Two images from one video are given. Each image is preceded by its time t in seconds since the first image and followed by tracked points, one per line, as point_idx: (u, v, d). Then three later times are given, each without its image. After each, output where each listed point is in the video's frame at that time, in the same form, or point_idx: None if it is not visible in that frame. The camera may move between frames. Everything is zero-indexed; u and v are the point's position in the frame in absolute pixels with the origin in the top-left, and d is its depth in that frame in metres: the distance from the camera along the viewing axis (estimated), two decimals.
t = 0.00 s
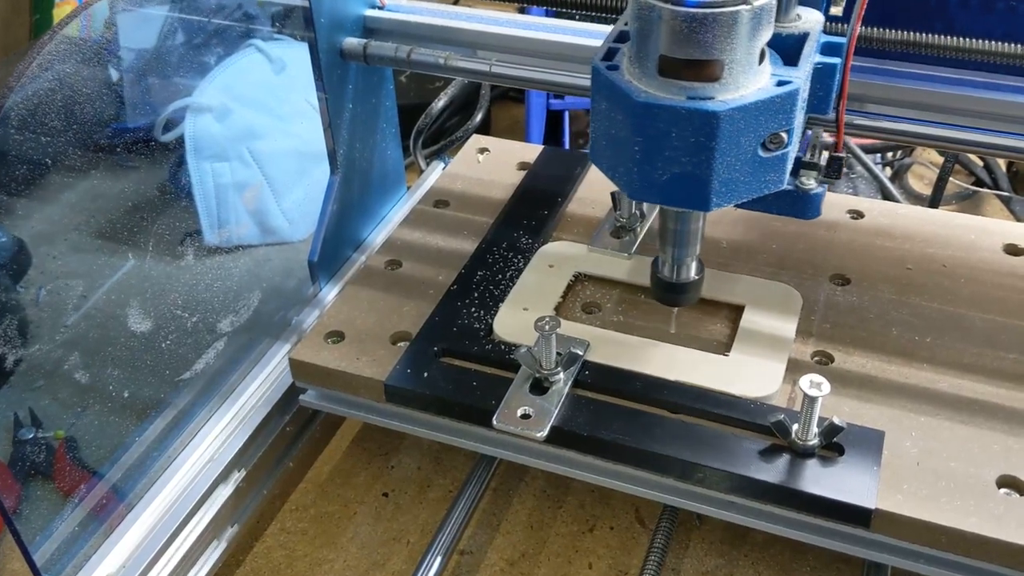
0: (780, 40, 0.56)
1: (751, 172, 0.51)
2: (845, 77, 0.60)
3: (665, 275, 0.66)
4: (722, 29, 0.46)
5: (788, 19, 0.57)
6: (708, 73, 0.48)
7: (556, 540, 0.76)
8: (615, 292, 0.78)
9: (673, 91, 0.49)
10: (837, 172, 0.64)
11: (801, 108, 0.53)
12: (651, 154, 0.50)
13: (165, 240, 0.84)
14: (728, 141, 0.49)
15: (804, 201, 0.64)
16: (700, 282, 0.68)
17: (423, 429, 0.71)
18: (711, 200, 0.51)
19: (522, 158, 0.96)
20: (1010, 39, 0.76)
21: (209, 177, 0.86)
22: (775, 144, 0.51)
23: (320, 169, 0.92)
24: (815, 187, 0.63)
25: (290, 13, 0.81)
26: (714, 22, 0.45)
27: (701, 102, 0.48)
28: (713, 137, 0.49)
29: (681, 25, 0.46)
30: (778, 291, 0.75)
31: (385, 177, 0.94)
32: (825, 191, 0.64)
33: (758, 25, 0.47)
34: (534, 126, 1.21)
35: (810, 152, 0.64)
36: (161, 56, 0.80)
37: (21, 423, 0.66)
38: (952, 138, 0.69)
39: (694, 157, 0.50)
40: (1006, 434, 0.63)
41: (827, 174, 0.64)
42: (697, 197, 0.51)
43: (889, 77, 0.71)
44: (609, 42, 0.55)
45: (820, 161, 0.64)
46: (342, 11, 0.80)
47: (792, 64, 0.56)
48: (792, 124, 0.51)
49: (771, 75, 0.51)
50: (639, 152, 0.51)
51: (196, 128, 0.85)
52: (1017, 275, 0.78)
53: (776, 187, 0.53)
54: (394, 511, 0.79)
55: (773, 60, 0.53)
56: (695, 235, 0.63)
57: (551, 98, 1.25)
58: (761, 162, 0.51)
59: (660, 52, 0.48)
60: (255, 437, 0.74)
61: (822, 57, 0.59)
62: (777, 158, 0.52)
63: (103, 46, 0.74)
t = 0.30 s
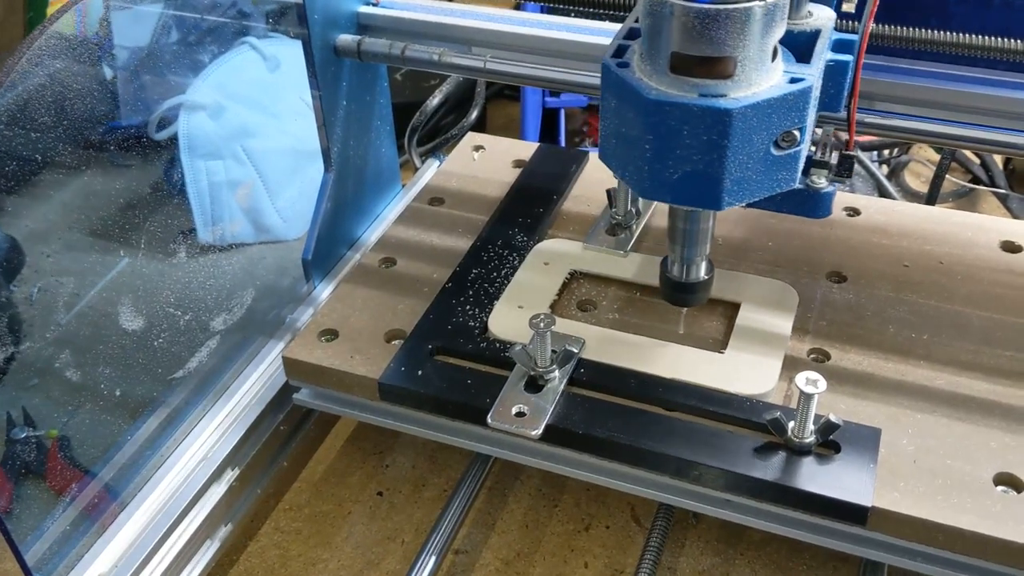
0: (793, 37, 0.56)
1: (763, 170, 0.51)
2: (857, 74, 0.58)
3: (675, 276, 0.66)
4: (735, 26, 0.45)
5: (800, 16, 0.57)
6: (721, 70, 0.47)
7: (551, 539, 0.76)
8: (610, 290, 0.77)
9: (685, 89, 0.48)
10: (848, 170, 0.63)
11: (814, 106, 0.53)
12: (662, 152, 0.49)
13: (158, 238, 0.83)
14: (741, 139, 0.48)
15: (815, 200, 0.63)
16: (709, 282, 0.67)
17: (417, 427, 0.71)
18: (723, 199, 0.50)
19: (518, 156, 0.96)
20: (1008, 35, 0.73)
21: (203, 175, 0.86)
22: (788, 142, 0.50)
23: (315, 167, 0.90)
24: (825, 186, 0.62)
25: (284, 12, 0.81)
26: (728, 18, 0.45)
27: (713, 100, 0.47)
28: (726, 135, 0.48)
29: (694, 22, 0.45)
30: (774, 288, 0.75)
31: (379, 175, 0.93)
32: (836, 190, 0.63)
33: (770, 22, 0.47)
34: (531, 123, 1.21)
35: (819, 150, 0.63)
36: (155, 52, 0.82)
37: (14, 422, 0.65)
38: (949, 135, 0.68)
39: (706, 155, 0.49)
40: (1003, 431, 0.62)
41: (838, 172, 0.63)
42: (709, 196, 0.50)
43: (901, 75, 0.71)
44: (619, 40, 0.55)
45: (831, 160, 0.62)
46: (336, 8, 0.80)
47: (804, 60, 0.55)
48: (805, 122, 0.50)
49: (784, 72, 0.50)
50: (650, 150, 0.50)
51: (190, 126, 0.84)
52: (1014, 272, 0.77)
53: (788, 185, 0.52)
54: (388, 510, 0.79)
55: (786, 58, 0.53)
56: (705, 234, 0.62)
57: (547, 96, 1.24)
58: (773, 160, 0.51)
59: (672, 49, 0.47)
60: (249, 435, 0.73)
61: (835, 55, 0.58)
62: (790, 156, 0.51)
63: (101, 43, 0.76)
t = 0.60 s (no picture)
0: (803, 36, 0.56)
1: (774, 170, 0.50)
2: (867, 75, 0.58)
3: (684, 276, 0.66)
4: (746, 25, 0.45)
5: (810, 15, 0.56)
6: (731, 70, 0.47)
7: (546, 538, 0.76)
8: (605, 288, 0.77)
9: (696, 89, 0.48)
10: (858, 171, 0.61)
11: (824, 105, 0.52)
12: (672, 153, 0.49)
13: (150, 236, 0.83)
14: (752, 139, 0.48)
15: (825, 200, 0.64)
16: (716, 283, 0.68)
17: (412, 426, 0.71)
18: (734, 199, 0.50)
19: (513, 155, 0.96)
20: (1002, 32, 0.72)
21: (198, 174, 0.86)
22: (799, 142, 0.50)
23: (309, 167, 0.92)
24: (835, 186, 0.62)
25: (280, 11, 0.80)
26: (739, 18, 0.45)
27: (724, 99, 0.47)
28: (737, 135, 0.48)
29: (705, 21, 0.45)
30: (769, 286, 0.75)
31: (374, 175, 0.93)
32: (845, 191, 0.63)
33: (781, 21, 0.46)
34: (526, 122, 1.21)
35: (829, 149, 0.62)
36: (150, 52, 0.82)
37: (8, 420, 0.65)
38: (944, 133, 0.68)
39: (716, 155, 0.49)
40: (998, 429, 0.62)
41: (847, 173, 0.62)
42: (719, 196, 0.50)
43: (910, 75, 0.71)
44: (628, 38, 0.55)
45: (840, 160, 0.62)
46: (330, 6, 0.80)
47: (816, 59, 0.55)
48: (817, 121, 0.50)
49: (795, 72, 0.50)
50: (660, 151, 0.50)
51: (184, 125, 0.85)
52: (1009, 270, 0.77)
53: (799, 185, 0.52)
54: (383, 509, 0.79)
55: (796, 57, 0.53)
56: (715, 236, 0.63)
57: (542, 95, 1.24)
58: (784, 160, 0.50)
59: (683, 48, 0.47)
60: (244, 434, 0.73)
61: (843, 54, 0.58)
62: (801, 156, 0.51)
63: (96, 44, 0.76)
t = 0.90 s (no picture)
0: (817, 39, 0.55)
1: (787, 174, 0.50)
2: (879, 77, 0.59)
3: (693, 279, 0.65)
4: (760, 29, 0.45)
5: (821, 18, 0.56)
6: (744, 73, 0.47)
7: (543, 539, 0.76)
8: (601, 289, 0.77)
9: (709, 92, 0.48)
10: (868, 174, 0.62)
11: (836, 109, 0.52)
12: (685, 156, 0.49)
13: (146, 237, 0.84)
14: (765, 143, 0.48)
15: (836, 203, 0.64)
16: (728, 287, 0.66)
17: (408, 427, 0.71)
18: (746, 202, 0.50)
19: (509, 155, 0.96)
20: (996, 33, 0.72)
21: (194, 175, 0.85)
22: (812, 145, 0.50)
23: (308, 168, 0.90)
24: (846, 190, 0.62)
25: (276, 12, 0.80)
26: (752, 21, 0.45)
27: (737, 103, 0.47)
28: (750, 138, 0.48)
29: (719, 24, 0.45)
30: (764, 286, 0.75)
31: (370, 176, 0.93)
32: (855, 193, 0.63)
33: (794, 25, 0.46)
34: (523, 123, 1.21)
35: (839, 151, 0.62)
36: (147, 52, 0.81)
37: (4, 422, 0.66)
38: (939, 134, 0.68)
39: (729, 158, 0.49)
40: (993, 429, 0.62)
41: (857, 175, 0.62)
42: (731, 199, 0.50)
43: (910, 77, 0.71)
44: (639, 41, 0.55)
45: (851, 163, 0.61)
46: (326, 7, 0.80)
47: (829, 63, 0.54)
48: (829, 125, 0.50)
49: (808, 75, 0.50)
50: (672, 154, 0.50)
51: (181, 126, 0.84)
52: (1005, 270, 0.77)
53: (811, 189, 0.52)
54: (380, 510, 0.79)
55: (808, 61, 0.52)
56: (726, 239, 0.62)
57: (539, 95, 1.25)
58: (797, 164, 0.50)
59: (696, 52, 0.47)
60: (241, 436, 0.73)
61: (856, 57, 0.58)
62: (813, 160, 0.51)
63: (91, 46, 0.77)
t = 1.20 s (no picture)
0: (828, 34, 0.54)
1: (799, 169, 0.50)
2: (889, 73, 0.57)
3: (701, 277, 0.63)
4: (772, 23, 0.45)
5: (831, 13, 0.55)
6: (756, 68, 0.47)
7: (537, 535, 0.75)
8: (594, 284, 0.77)
9: (721, 87, 0.48)
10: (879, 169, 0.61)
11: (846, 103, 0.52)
12: (695, 152, 0.49)
13: (136, 233, 0.83)
14: (777, 138, 0.48)
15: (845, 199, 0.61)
16: (738, 284, 0.64)
17: (401, 423, 0.70)
18: (758, 198, 0.50)
19: (503, 151, 0.96)
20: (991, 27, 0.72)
21: (187, 171, 0.86)
22: (823, 140, 0.50)
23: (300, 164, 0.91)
24: (857, 185, 0.60)
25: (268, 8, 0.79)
26: (765, 15, 0.45)
27: (749, 97, 0.47)
28: (762, 133, 0.47)
29: (731, 18, 0.45)
30: (757, 280, 0.75)
31: (364, 171, 0.93)
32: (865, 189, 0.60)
33: (806, 20, 0.46)
34: (516, 119, 1.21)
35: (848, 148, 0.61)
36: (141, 50, 0.82)
37: None
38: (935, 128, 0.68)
39: (741, 154, 0.48)
40: (988, 423, 0.62)
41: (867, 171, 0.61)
42: (743, 195, 0.50)
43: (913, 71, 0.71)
44: (646, 37, 0.55)
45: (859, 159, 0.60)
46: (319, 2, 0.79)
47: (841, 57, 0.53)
48: (840, 119, 0.50)
49: (819, 69, 0.50)
50: (683, 150, 0.49)
51: (173, 122, 0.85)
52: (999, 264, 0.77)
53: (823, 185, 0.51)
54: (373, 507, 0.78)
55: (819, 56, 0.52)
56: (736, 235, 0.60)
57: (533, 91, 1.24)
58: (809, 159, 0.50)
59: (707, 46, 0.47)
60: (233, 431, 0.72)
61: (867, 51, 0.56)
62: (825, 155, 0.50)
63: (82, 43, 0.78)
